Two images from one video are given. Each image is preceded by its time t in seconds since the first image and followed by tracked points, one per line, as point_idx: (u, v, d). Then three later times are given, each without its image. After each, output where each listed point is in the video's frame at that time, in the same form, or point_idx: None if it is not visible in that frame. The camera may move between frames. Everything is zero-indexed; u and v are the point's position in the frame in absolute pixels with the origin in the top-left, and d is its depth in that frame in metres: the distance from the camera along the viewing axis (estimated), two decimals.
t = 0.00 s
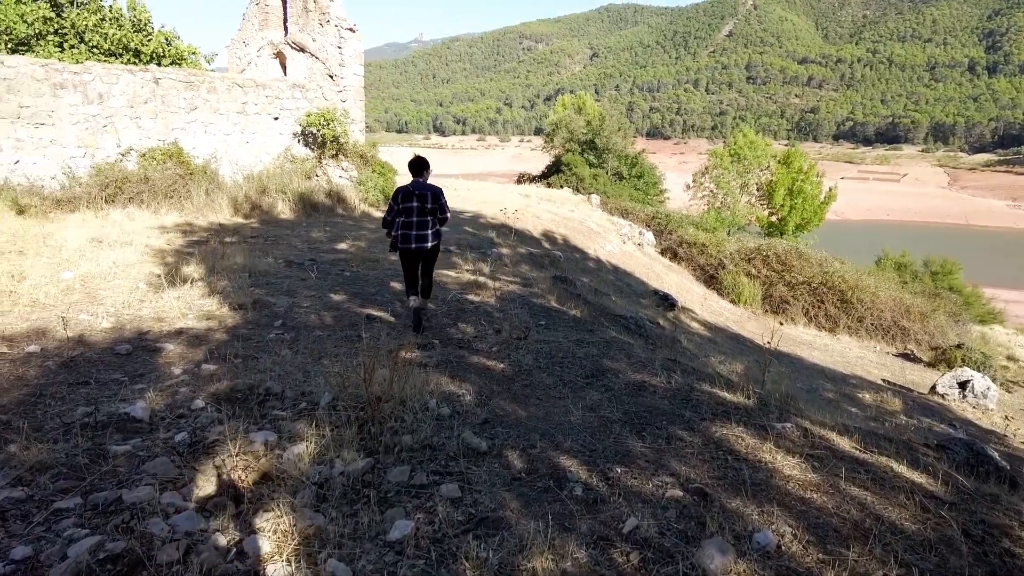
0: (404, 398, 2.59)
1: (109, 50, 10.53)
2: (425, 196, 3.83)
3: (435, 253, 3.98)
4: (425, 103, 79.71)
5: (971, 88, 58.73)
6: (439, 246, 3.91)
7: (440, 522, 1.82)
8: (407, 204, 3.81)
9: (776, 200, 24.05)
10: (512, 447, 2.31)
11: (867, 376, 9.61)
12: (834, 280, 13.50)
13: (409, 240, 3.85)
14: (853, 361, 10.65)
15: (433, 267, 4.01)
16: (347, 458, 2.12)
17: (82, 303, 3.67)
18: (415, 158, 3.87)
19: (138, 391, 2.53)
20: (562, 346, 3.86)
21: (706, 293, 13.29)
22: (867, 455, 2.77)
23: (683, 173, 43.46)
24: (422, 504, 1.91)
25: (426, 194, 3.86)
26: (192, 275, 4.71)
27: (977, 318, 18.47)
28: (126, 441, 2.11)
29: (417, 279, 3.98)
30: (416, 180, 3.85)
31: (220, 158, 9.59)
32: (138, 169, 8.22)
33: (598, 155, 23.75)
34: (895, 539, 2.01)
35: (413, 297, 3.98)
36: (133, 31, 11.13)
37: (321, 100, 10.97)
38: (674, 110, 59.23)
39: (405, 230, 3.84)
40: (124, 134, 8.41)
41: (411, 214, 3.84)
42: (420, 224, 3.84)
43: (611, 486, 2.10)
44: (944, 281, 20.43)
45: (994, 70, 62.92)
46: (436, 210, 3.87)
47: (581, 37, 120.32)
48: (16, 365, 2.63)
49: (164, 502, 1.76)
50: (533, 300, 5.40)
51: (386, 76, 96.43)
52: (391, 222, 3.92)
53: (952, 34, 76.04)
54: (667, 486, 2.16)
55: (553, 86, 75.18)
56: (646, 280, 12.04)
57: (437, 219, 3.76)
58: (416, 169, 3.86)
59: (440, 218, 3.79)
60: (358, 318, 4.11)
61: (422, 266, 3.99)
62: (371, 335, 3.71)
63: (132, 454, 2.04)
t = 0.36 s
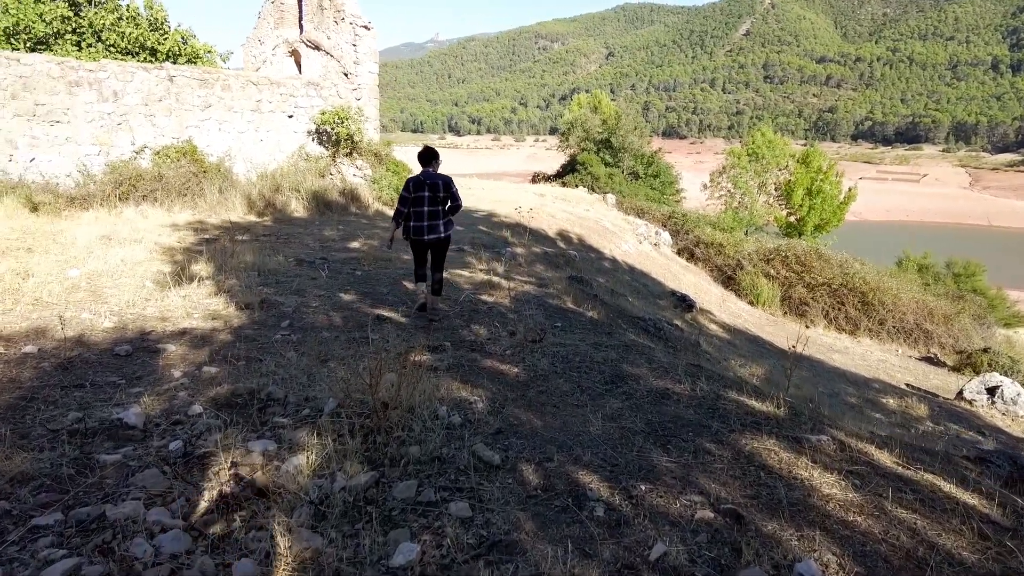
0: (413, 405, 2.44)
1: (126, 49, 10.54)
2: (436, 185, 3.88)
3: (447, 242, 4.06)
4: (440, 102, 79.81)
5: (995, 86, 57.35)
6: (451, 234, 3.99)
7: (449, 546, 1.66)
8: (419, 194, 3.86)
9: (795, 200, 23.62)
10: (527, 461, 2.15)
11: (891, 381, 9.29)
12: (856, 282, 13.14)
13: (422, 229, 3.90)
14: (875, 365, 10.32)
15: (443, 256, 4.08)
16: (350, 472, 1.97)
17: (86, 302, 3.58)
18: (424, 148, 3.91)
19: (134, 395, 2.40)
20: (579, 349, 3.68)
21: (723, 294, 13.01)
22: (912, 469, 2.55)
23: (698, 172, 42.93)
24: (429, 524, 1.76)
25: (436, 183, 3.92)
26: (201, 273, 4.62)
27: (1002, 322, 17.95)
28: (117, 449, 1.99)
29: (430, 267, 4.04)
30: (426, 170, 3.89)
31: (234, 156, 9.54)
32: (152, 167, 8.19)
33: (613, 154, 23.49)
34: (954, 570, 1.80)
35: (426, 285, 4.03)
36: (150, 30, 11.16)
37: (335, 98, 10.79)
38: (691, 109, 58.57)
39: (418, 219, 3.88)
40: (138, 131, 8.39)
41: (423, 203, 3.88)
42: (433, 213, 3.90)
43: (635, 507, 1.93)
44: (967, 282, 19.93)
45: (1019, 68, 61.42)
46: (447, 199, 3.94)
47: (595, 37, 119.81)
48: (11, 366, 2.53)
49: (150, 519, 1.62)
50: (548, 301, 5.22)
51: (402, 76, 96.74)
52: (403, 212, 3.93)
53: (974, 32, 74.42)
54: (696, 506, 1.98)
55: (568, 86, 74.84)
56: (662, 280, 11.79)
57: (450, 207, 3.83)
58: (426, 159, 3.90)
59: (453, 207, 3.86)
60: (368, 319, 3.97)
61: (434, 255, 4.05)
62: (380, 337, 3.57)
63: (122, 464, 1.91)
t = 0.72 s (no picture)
0: (418, 420, 2.29)
1: (135, 46, 10.48)
2: (441, 185, 3.73)
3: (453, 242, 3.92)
4: (450, 102, 79.76)
5: (1012, 88, 56.42)
6: (457, 236, 3.84)
7: None
8: (423, 194, 3.72)
9: (807, 202, 23.29)
10: (540, 483, 1.99)
11: (908, 387, 9.03)
12: (870, 285, 12.86)
13: (427, 231, 3.76)
14: (892, 370, 10.06)
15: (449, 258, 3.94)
16: (348, 494, 1.82)
17: (83, 303, 3.46)
18: (429, 147, 3.76)
19: (124, 404, 2.27)
20: (593, 357, 3.51)
21: (735, 297, 12.76)
22: (954, 494, 2.37)
23: (709, 173, 42.50)
24: (434, 557, 1.60)
25: (442, 183, 3.77)
26: (204, 273, 4.49)
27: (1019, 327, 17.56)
28: (100, 465, 1.85)
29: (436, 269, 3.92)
30: (430, 169, 3.74)
31: (242, 154, 9.45)
32: (160, 164, 8.10)
33: (624, 154, 23.25)
34: None
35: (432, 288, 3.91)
36: (160, 26, 11.09)
37: (344, 95, 10.74)
38: (702, 109, 58.09)
39: (423, 221, 3.74)
40: (146, 128, 8.32)
41: (428, 205, 3.74)
42: (438, 214, 3.75)
43: (658, 540, 1.76)
44: (982, 287, 19.55)
45: None
46: (453, 200, 3.79)
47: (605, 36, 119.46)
48: None
49: (128, 550, 1.48)
50: (559, 305, 5.05)
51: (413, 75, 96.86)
52: (408, 213, 3.80)
53: (990, 33, 73.34)
54: (726, 538, 1.81)
55: (578, 85, 74.55)
56: (674, 283, 11.58)
57: (456, 208, 3.69)
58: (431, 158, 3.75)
59: (459, 208, 3.72)
60: (374, 322, 3.83)
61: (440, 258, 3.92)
62: (384, 343, 3.42)
63: (104, 482, 1.76)
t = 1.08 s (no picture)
0: (421, 438, 2.17)
1: (145, 45, 10.46)
2: (441, 189, 3.70)
3: (454, 245, 3.91)
4: (460, 101, 79.73)
5: None
6: (458, 239, 3.83)
7: None
8: (424, 199, 3.69)
9: (820, 203, 22.96)
10: (551, 511, 1.85)
11: (926, 393, 8.79)
12: (886, 288, 12.56)
13: (427, 235, 3.74)
14: (909, 375, 9.81)
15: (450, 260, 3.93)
16: (344, 522, 1.70)
17: (81, 308, 3.37)
18: (429, 150, 3.71)
19: (113, 418, 2.15)
20: (605, 367, 3.36)
21: (748, 299, 12.51)
22: (995, 523, 2.20)
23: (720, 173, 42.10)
24: None
25: (442, 187, 3.74)
26: (206, 277, 4.40)
27: None
28: (82, 487, 1.73)
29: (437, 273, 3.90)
30: (430, 173, 3.70)
31: (250, 153, 9.39)
32: (168, 164, 8.05)
33: (635, 154, 23.03)
34: None
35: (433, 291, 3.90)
36: (169, 25, 11.06)
37: (354, 95, 10.62)
38: (713, 109, 57.60)
39: (424, 225, 3.72)
40: (154, 127, 8.27)
41: (428, 209, 3.71)
42: (439, 218, 3.73)
43: None
44: (999, 290, 19.18)
45: None
46: (454, 204, 3.77)
47: (614, 36, 119.07)
48: None
49: None
50: (569, 310, 4.90)
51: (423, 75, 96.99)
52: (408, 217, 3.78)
53: (1005, 33, 72.29)
54: None
55: (588, 85, 74.24)
56: (686, 285, 11.38)
57: (457, 213, 3.67)
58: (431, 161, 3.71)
59: (460, 212, 3.70)
60: (378, 329, 3.71)
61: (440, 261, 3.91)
62: (388, 351, 3.29)
63: (85, 506, 1.65)
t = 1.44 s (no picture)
0: (420, 455, 2.06)
1: (157, 46, 10.48)
2: (442, 185, 4.11)
3: (454, 238, 4.31)
4: (471, 101, 79.66)
5: None
6: (457, 231, 4.21)
7: None
8: (426, 194, 4.10)
9: (834, 203, 22.60)
10: (558, 538, 1.73)
11: (948, 398, 8.53)
12: (903, 289, 12.24)
13: (428, 227, 4.13)
14: (929, 379, 9.54)
15: (450, 252, 4.31)
16: (336, 550, 1.59)
17: (79, 313, 3.30)
18: (432, 149, 4.15)
19: (101, 431, 2.07)
20: (617, 376, 3.22)
21: (762, 301, 12.26)
22: None
23: (732, 173, 41.62)
24: None
25: (443, 183, 4.16)
26: (210, 281, 4.32)
27: None
28: (59, 508, 1.63)
29: (438, 263, 4.29)
30: (433, 170, 4.13)
31: (259, 154, 9.34)
32: (177, 164, 8.02)
33: (647, 154, 22.79)
34: None
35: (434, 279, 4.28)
36: (180, 26, 11.07)
37: (363, 95, 10.58)
38: (726, 109, 57.03)
39: (425, 217, 4.12)
40: (163, 128, 8.25)
41: (429, 203, 4.12)
42: (440, 211, 4.14)
43: None
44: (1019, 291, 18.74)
45: None
46: (454, 198, 4.17)
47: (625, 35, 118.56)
48: None
49: None
50: (579, 314, 4.76)
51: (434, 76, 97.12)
52: (412, 211, 4.20)
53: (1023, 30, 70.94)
54: None
55: (599, 84, 73.87)
56: (699, 286, 11.18)
57: (455, 205, 4.05)
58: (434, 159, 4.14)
59: (458, 205, 4.09)
60: (381, 334, 3.60)
61: (442, 252, 4.29)
62: (391, 358, 3.18)
63: (60, 530, 1.55)
